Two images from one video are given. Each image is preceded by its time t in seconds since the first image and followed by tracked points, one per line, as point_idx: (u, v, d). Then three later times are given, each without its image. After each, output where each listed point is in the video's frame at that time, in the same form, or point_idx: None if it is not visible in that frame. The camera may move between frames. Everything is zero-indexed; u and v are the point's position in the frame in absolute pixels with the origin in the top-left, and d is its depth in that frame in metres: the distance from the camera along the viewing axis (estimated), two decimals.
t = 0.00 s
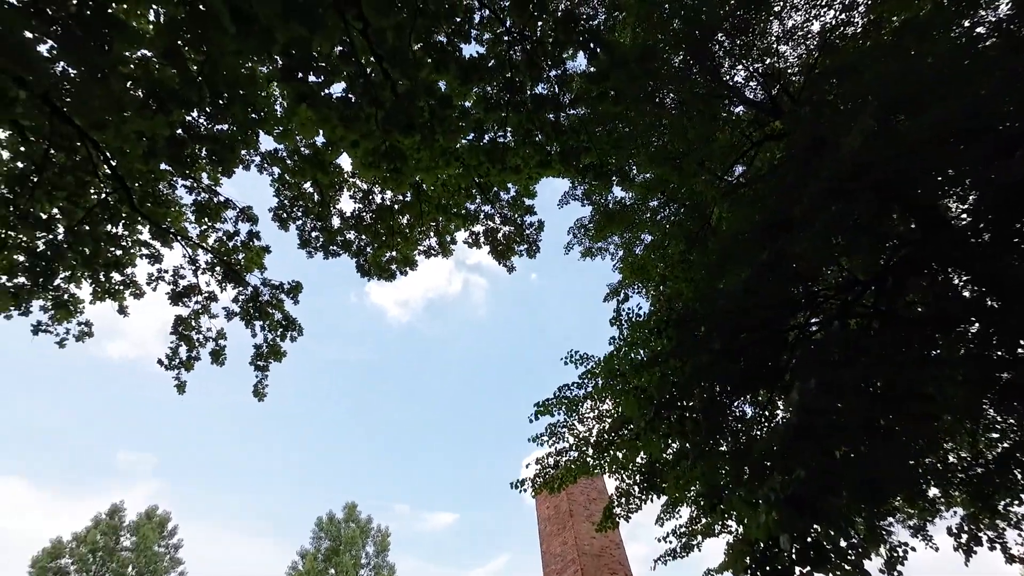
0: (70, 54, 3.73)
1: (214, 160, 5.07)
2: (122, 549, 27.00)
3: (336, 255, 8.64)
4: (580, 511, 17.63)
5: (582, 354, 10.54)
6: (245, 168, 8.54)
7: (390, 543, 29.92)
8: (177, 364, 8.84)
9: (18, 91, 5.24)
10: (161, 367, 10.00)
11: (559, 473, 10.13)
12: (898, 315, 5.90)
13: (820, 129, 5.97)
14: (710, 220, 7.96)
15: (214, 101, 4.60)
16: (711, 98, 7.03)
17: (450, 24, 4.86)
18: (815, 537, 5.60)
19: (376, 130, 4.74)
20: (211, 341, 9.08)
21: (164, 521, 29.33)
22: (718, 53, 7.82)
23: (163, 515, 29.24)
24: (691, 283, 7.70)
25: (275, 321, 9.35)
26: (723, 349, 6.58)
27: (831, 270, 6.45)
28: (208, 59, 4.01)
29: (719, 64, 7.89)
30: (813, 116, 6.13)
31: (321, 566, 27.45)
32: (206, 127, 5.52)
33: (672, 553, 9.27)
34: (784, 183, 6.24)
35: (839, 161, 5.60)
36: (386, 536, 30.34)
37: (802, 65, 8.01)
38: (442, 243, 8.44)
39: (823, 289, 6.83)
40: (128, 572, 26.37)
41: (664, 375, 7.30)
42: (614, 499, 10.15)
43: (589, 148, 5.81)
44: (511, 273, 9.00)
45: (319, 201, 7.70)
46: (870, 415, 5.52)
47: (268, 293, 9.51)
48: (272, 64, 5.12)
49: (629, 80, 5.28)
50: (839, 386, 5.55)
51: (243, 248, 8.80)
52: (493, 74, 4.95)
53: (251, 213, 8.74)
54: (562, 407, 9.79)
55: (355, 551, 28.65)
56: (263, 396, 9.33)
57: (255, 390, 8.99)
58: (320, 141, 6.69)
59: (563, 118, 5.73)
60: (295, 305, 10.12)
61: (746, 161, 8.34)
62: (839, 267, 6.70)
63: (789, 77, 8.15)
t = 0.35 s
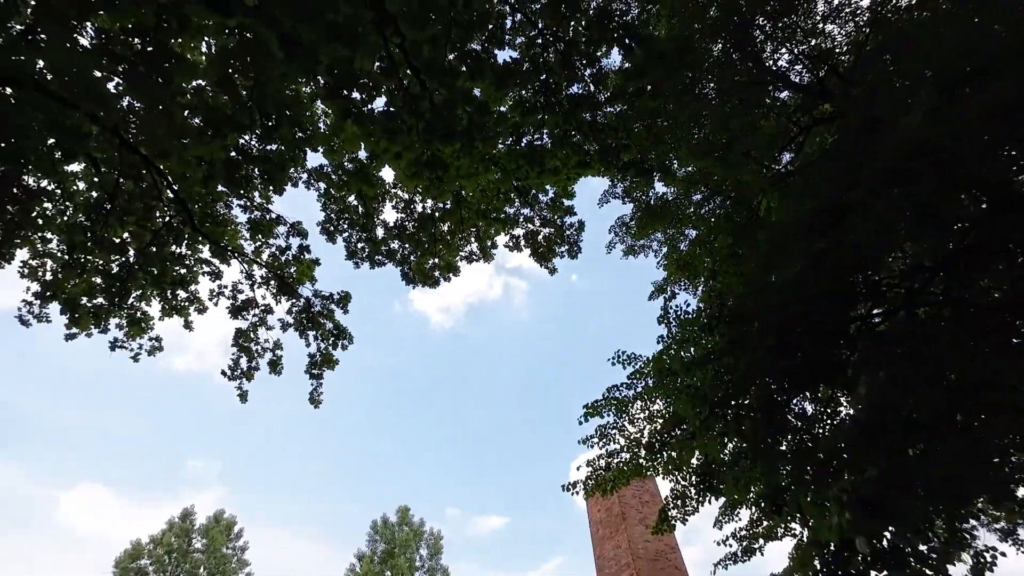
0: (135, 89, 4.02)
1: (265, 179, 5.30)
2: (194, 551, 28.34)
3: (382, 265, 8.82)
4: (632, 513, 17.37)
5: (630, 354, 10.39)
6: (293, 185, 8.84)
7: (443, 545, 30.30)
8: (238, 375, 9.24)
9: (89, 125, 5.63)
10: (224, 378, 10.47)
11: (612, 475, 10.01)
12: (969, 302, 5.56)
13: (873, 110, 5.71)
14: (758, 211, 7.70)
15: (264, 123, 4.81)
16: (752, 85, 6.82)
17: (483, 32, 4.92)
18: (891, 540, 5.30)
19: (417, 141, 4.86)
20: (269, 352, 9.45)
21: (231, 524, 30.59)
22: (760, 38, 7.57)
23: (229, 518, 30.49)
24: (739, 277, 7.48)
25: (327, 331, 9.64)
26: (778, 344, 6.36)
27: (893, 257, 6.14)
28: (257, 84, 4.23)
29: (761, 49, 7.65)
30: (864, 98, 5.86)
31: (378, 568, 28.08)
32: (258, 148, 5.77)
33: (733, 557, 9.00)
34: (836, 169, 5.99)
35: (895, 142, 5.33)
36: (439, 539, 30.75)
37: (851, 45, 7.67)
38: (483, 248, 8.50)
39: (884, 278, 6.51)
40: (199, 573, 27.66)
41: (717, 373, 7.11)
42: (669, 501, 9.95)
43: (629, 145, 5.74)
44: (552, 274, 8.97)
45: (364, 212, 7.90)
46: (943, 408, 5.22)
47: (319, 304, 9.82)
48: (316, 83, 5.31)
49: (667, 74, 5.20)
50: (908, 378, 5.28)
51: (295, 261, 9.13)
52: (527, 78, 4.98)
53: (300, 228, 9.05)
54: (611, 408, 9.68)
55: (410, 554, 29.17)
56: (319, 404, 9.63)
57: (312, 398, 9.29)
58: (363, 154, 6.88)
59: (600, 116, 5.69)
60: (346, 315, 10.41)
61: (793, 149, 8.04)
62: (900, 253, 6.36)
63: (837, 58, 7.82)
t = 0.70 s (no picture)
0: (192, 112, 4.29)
1: (310, 192, 5.47)
2: (255, 550, 29.47)
3: (423, 269, 8.95)
4: (682, 513, 17.00)
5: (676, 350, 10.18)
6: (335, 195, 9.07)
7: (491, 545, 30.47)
8: (291, 381, 9.55)
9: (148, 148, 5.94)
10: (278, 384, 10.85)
11: (662, 473, 9.84)
12: None
13: (929, 85, 5.42)
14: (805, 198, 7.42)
15: (307, 136, 4.97)
16: (794, 68, 6.58)
17: (515, 33, 4.94)
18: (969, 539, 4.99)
19: (454, 145, 4.93)
20: (319, 358, 9.74)
21: (288, 524, 31.62)
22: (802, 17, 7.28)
23: (287, 518, 31.52)
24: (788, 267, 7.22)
25: (373, 336, 9.85)
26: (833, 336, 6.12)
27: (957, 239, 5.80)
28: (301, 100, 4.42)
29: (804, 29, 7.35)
30: (917, 73, 5.57)
31: (429, 567, 28.49)
32: (302, 161, 5.96)
33: (793, 557, 8.69)
34: (889, 151, 5.73)
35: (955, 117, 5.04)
36: (488, 539, 30.93)
37: (902, 18, 7.28)
38: (522, 248, 8.51)
39: (948, 262, 6.16)
40: (261, 571, 28.77)
41: (769, 366, 6.89)
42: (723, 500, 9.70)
43: (667, 137, 5.63)
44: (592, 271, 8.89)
45: (403, 218, 8.04)
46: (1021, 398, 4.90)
47: (364, 310, 10.04)
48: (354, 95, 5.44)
49: (704, 62, 5.08)
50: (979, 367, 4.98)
51: (340, 269, 9.37)
52: (561, 76, 4.97)
53: (344, 236, 9.28)
54: (659, 405, 9.52)
55: (459, 554, 29.48)
56: (367, 407, 9.86)
57: (361, 403, 9.51)
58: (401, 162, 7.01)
59: (636, 109, 5.61)
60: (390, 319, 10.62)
61: (842, 130, 7.70)
62: (965, 235, 6.00)
63: (887, 32, 7.44)
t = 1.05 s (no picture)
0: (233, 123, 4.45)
1: (345, 196, 5.58)
2: (304, 545, 30.36)
3: (456, 268, 9.00)
4: (726, 510, 16.66)
5: (716, 341, 9.98)
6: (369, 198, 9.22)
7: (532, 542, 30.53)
8: (333, 381, 9.78)
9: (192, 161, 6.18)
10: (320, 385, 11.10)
11: (705, 467, 9.67)
12: None
13: (980, 56, 5.13)
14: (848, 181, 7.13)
15: (341, 141, 5.07)
16: (833, 45, 6.31)
17: (541, 27, 4.92)
18: None
19: (484, 142, 4.96)
20: (359, 358, 9.94)
21: (333, 521, 32.43)
22: None
23: (332, 515, 32.33)
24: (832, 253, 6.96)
25: (409, 336, 9.98)
26: (882, 323, 5.89)
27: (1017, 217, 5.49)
28: (334, 106, 4.54)
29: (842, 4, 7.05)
30: (967, 43, 5.29)
31: (471, 564, 28.76)
32: (337, 166, 6.08)
33: (847, 554, 8.41)
34: (939, 127, 5.46)
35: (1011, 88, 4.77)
36: (528, 536, 31.01)
37: None
38: (554, 244, 8.47)
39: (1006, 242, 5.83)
40: (309, 567, 29.63)
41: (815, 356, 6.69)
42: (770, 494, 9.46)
43: (699, 124, 5.50)
44: (626, 265, 8.77)
45: (435, 218, 8.11)
46: None
47: (400, 310, 10.18)
48: (384, 97, 5.51)
49: (736, 46, 4.93)
50: None
51: (376, 271, 9.54)
52: (588, 67, 4.93)
53: (378, 238, 9.42)
54: (700, 398, 9.35)
55: (500, 551, 29.66)
56: (407, 406, 9.99)
57: (401, 401, 9.65)
58: (432, 162, 7.08)
59: (666, 97, 5.50)
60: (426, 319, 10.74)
61: (887, 108, 7.36)
62: None
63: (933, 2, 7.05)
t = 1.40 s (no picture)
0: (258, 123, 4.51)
1: (368, 192, 5.63)
2: (334, 537, 30.94)
3: (478, 262, 9.02)
4: (755, 503, 16.42)
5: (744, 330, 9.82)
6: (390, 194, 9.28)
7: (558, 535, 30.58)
8: (360, 376, 9.91)
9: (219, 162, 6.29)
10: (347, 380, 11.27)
11: (735, 458, 9.55)
12: None
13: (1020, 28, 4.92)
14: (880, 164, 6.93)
15: (364, 137, 5.11)
16: (862, 23, 6.11)
17: (559, 16, 4.87)
18: None
19: (506, 134, 4.95)
20: (385, 353, 10.05)
21: (362, 514, 32.98)
22: None
23: (361, 508, 32.87)
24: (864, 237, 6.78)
25: (434, 330, 10.05)
26: (918, 309, 5.72)
27: None
28: (356, 103, 4.57)
29: None
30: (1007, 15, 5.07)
31: (498, 556, 28.96)
32: (359, 163, 6.14)
33: (884, 547, 8.23)
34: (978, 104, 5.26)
35: None
36: (554, 529, 31.07)
37: None
38: (575, 236, 8.42)
39: None
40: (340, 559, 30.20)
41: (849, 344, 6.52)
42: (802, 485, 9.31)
43: (723, 109, 5.39)
44: (650, 255, 8.67)
45: (456, 213, 8.13)
46: None
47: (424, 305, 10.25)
48: (404, 93, 5.53)
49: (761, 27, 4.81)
50: None
51: (399, 266, 9.61)
52: (609, 55, 4.88)
53: (401, 234, 9.50)
54: (729, 388, 9.22)
55: (527, 544, 29.79)
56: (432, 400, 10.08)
57: (427, 395, 9.74)
58: (452, 157, 7.08)
59: (689, 83, 5.40)
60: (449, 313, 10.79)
61: (920, 87, 7.11)
62: None
63: None
